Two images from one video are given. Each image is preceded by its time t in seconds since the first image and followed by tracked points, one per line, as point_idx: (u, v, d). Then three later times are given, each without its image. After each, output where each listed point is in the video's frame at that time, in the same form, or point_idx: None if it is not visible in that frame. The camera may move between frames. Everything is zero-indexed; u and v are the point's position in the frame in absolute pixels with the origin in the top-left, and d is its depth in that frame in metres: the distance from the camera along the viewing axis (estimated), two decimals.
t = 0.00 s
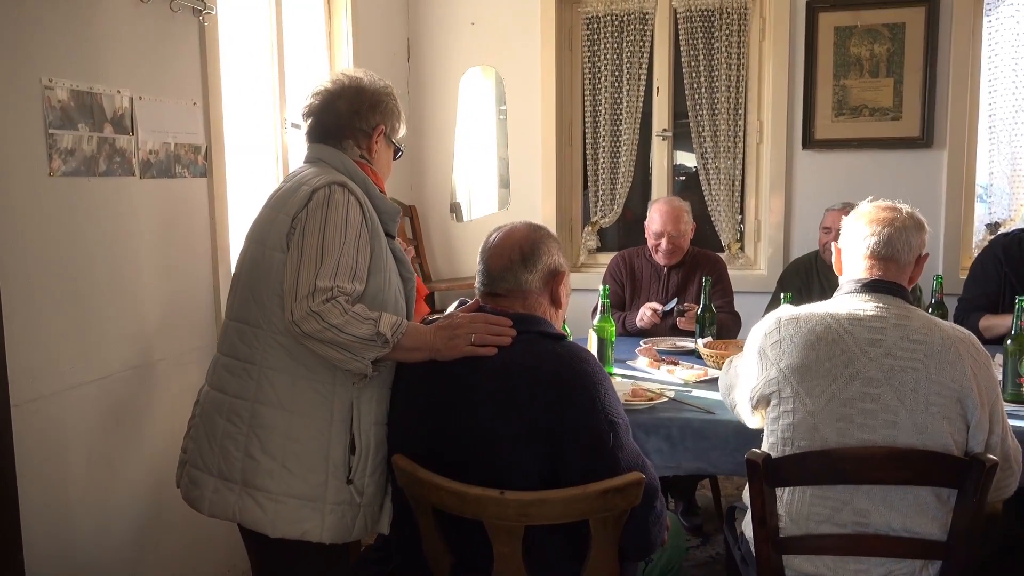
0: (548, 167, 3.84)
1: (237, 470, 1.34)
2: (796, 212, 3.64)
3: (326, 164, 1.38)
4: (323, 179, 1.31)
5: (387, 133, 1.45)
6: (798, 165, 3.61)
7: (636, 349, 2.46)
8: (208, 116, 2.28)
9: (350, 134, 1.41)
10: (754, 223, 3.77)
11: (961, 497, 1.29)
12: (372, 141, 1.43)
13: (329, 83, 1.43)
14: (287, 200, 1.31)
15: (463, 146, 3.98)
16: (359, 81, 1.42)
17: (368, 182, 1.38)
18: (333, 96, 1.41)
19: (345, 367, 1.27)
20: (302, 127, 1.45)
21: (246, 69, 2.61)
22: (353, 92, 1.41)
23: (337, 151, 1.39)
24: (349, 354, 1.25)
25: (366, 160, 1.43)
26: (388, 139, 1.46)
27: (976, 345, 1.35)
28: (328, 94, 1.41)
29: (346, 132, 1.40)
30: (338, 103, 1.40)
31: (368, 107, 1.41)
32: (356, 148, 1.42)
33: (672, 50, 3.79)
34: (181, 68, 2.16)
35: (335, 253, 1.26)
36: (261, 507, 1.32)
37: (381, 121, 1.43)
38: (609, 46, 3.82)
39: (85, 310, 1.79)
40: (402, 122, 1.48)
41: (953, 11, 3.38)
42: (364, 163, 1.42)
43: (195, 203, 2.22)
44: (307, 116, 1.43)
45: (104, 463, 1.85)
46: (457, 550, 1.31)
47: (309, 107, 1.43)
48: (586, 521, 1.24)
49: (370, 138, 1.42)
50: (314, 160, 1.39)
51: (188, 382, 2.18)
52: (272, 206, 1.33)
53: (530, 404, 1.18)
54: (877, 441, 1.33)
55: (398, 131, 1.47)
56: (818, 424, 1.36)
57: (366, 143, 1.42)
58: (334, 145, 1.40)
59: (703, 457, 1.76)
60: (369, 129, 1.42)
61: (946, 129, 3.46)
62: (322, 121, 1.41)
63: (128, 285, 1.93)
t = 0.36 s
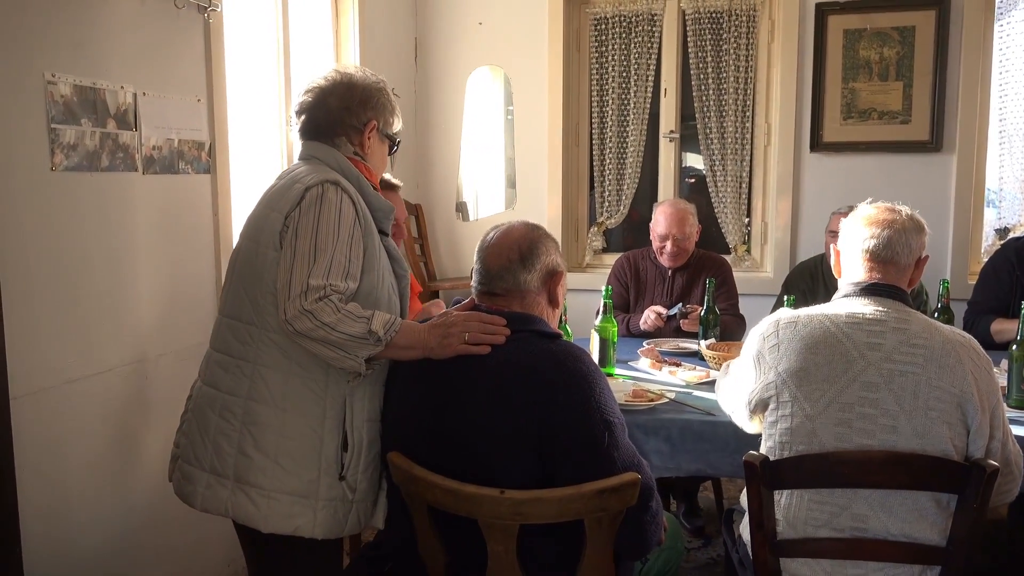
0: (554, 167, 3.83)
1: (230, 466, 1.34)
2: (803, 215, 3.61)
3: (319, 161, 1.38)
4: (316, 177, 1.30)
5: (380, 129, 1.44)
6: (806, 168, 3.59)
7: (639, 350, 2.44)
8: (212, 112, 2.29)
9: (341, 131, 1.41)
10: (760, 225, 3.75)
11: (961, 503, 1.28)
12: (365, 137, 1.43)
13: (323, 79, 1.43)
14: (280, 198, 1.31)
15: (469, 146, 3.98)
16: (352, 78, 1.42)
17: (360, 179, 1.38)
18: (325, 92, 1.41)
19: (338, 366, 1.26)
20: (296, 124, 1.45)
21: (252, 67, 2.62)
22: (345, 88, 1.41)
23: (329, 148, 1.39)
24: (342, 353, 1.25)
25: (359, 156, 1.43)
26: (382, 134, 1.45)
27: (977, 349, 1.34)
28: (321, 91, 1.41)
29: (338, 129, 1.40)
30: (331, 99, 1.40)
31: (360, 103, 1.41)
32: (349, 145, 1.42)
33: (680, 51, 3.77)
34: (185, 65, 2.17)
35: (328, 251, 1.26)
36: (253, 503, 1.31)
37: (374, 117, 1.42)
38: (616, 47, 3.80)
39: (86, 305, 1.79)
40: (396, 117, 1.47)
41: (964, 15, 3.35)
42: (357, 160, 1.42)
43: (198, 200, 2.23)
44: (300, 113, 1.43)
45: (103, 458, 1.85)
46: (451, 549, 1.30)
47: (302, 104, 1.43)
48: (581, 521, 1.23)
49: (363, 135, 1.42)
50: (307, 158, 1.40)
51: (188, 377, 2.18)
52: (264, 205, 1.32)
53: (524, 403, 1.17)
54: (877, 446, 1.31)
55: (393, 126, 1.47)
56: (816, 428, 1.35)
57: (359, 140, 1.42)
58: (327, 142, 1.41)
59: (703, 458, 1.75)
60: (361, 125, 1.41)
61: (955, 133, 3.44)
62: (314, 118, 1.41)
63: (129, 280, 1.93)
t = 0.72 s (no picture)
0: (560, 153, 3.81)
1: (230, 453, 1.34)
2: (812, 199, 3.58)
3: (318, 147, 1.37)
4: (314, 162, 1.29)
5: (381, 115, 1.43)
6: (814, 152, 3.56)
7: (646, 336, 2.43)
8: (215, 98, 2.28)
9: (341, 117, 1.39)
10: (769, 210, 3.72)
11: (971, 489, 1.27)
12: (365, 123, 1.41)
13: (323, 64, 1.41)
14: (277, 185, 1.30)
15: (475, 132, 3.95)
16: (353, 62, 1.40)
17: (360, 165, 1.37)
18: (326, 77, 1.39)
19: (338, 353, 1.26)
20: (297, 110, 1.44)
21: (256, 52, 2.60)
22: (346, 73, 1.39)
23: (330, 134, 1.37)
24: (342, 340, 1.24)
25: (360, 142, 1.42)
26: (383, 121, 1.44)
27: (984, 331, 1.33)
28: (321, 76, 1.40)
29: (339, 114, 1.39)
30: (331, 84, 1.39)
31: (360, 88, 1.39)
32: (349, 130, 1.40)
33: (688, 34, 3.73)
34: (187, 51, 2.15)
35: (327, 238, 1.25)
36: (253, 489, 1.31)
37: (375, 103, 1.41)
38: (623, 31, 3.77)
39: (91, 292, 1.79)
40: (398, 103, 1.45)
41: None
42: (357, 146, 1.41)
43: (203, 186, 2.22)
44: (301, 98, 1.42)
45: (111, 445, 1.86)
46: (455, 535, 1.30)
47: (303, 90, 1.42)
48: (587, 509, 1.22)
49: (364, 120, 1.41)
50: (308, 143, 1.39)
51: (194, 365, 2.18)
52: (261, 191, 1.31)
53: (527, 389, 1.17)
54: (885, 429, 1.31)
55: (394, 112, 1.45)
56: (824, 413, 1.34)
57: (360, 126, 1.41)
58: (328, 128, 1.39)
59: (709, 444, 1.74)
60: (362, 111, 1.40)
61: (966, 116, 3.39)
62: (315, 104, 1.40)
63: (133, 268, 1.93)
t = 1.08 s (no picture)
0: (568, 149, 3.80)
1: (233, 450, 1.34)
2: (821, 194, 3.56)
3: (324, 143, 1.37)
4: (319, 159, 1.29)
5: (386, 111, 1.42)
6: (824, 148, 3.53)
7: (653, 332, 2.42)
8: (223, 94, 2.27)
9: (347, 113, 1.39)
10: (778, 206, 3.70)
11: (982, 487, 1.26)
12: (371, 119, 1.40)
13: (330, 61, 1.41)
14: (282, 181, 1.29)
15: (483, 127, 3.94)
16: (359, 58, 1.40)
17: (365, 162, 1.36)
18: (332, 73, 1.39)
19: (342, 351, 1.26)
20: (304, 107, 1.44)
21: (263, 47, 2.60)
22: (352, 69, 1.39)
23: (335, 130, 1.37)
24: (345, 338, 1.24)
25: (366, 139, 1.41)
26: (389, 117, 1.43)
27: (989, 324, 1.32)
28: (327, 72, 1.40)
29: (344, 111, 1.38)
30: (336, 80, 1.38)
31: (367, 84, 1.39)
32: (355, 127, 1.40)
33: (696, 29, 3.71)
34: (195, 46, 2.15)
35: (330, 236, 1.25)
36: (256, 486, 1.31)
37: (381, 99, 1.40)
38: (631, 26, 3.75)
39: (98, 288, 1.79)
40: (404, 99, 1.45)
41: None
42: (363, 142, 1.40)
43: (210, 182, 2.22)
44: (307, 94, 1.42)
45: (120, 440, 1.86)
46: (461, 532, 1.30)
47: (309, 86, 1.41)
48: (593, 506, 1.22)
49: (370, 116, 1.40)
50: (313, 139, 1.38)
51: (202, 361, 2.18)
52: (267, 187, 1.31)
53: (531, 386, 1.16)
54: (892, 423, 1.30)
55: (400, 108, 1.45)
56: (831, 409, 1.32)
57: (366, 122, 1.40)
58: (334, 124, 1.39)
59: (717, 442, 1.73)
60: (367, 107, 1.39)
61: (977, 110, 3.36)
62: (321, 100, 1.39)
63: (141, 263, 1.93)
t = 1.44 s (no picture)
0: (569, 142, 3.79)
1: (235, 445, 1.34)
2: (823, 185, 3.56)
3: (325, 137, 1.37)
4: (320, 153, 1.29)
5: (387, 104, 1.42)
6: (826, 139, 3.53)
7: (657, 325, 2.42)
8: (225, 89, 2.27)
9: (347, 106, 1.38)
10: (781, 197, 3.70)
11: (986, 476, 1.26)
12: (371, 112, 1.40)
13: (329, 54, 1.41)
14: (283, 176, 1.29)
15: (484, 120, 3.93)
16: (358, 51, 1.40)
17: (367, 155, 1.36)
18: (331, 67, 1.39)
19: (345, 346, 1.26)
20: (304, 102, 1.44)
21: (264, 41, 2.59)
22: (351, 63, 1.38)
23: (336, 124, 1.37)
24: (347, 333, 1.24)
25: (367, 132, 1.41)
26: (390, 110, 1.43)
27: (987, 309, 1.33)
28: (327, 66, 1.39)
29: (345, 104, 1.38)
30: (336, 74, 1.38)
31: (366, 77, 1.38)
32: (356, 120, 1.40)
33: (698, 20, 3.70)
34: (196, 41, 2.14)
35: (332, 231, 1.25)
36: (259, 481, 1.32)
37: (381, 92, 1.40)
38: (632, 18, 3.74)
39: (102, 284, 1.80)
40: (404, 91, 1.44)
41: None
42: (364, 136, 1.40)
43: (212, 178, 2.22)
44: (307, 89, 1.42)
45: (125, 436, 1.87)
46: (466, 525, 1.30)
47: (309, 80, 1.41)
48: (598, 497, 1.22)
49: (370, 109, 1.40)
50: (314, 134, 1.38)
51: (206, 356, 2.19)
52: (268, 182, 1.31)
53: (533, 376, 1.16)
54: (893, 407, 1.30)
55: (401, 101, 1.44)
56: (832, 394, 1.32)
57: (366, 115, 1.40)
58: (334, 118, 1.39)
59: (722, 433, 1.73)
60: (367, 100, 1.39)
61: (980, 100, 3.35)
62: (321, 94, 1.39)
63: (144, 260, 1.93)
